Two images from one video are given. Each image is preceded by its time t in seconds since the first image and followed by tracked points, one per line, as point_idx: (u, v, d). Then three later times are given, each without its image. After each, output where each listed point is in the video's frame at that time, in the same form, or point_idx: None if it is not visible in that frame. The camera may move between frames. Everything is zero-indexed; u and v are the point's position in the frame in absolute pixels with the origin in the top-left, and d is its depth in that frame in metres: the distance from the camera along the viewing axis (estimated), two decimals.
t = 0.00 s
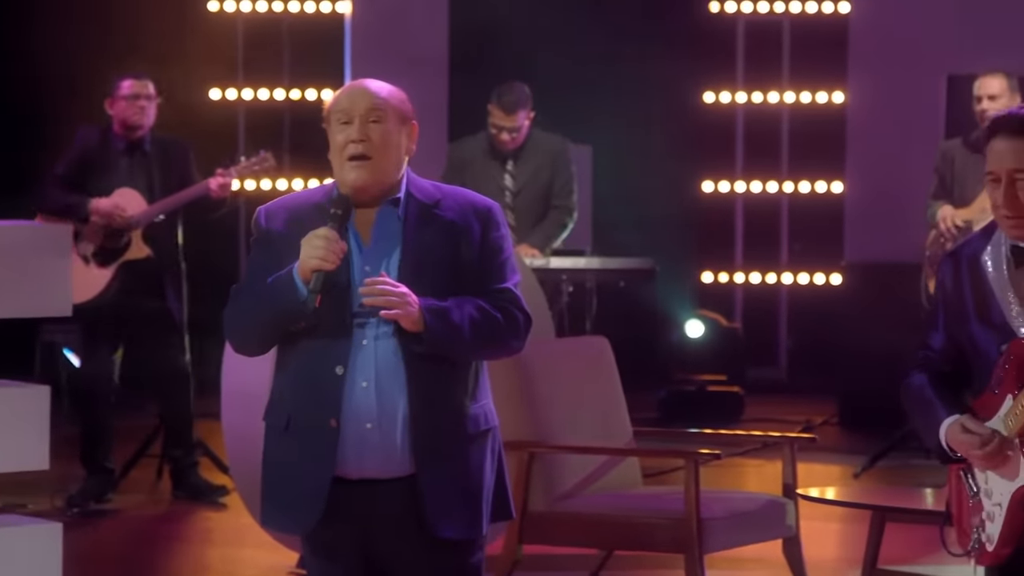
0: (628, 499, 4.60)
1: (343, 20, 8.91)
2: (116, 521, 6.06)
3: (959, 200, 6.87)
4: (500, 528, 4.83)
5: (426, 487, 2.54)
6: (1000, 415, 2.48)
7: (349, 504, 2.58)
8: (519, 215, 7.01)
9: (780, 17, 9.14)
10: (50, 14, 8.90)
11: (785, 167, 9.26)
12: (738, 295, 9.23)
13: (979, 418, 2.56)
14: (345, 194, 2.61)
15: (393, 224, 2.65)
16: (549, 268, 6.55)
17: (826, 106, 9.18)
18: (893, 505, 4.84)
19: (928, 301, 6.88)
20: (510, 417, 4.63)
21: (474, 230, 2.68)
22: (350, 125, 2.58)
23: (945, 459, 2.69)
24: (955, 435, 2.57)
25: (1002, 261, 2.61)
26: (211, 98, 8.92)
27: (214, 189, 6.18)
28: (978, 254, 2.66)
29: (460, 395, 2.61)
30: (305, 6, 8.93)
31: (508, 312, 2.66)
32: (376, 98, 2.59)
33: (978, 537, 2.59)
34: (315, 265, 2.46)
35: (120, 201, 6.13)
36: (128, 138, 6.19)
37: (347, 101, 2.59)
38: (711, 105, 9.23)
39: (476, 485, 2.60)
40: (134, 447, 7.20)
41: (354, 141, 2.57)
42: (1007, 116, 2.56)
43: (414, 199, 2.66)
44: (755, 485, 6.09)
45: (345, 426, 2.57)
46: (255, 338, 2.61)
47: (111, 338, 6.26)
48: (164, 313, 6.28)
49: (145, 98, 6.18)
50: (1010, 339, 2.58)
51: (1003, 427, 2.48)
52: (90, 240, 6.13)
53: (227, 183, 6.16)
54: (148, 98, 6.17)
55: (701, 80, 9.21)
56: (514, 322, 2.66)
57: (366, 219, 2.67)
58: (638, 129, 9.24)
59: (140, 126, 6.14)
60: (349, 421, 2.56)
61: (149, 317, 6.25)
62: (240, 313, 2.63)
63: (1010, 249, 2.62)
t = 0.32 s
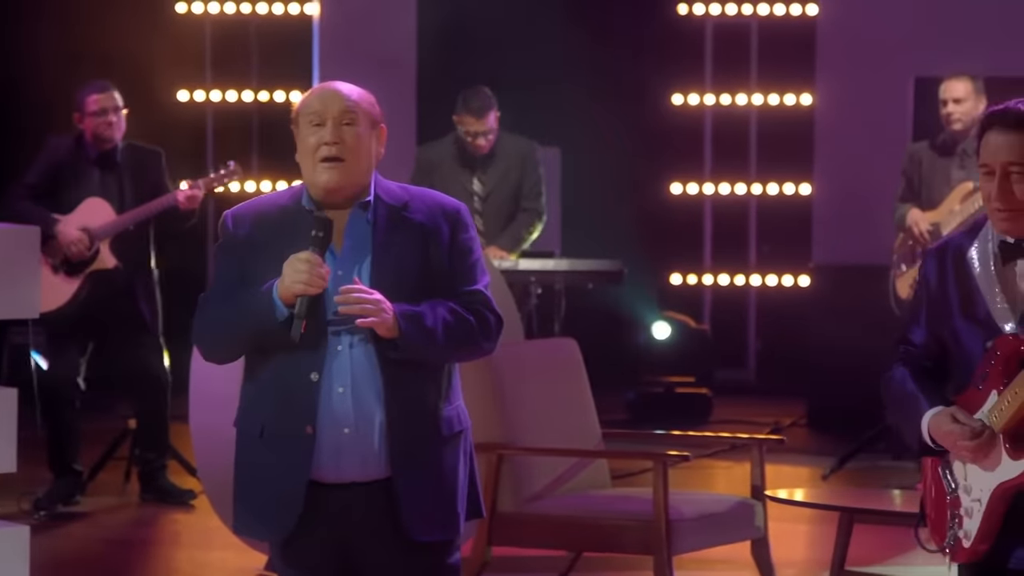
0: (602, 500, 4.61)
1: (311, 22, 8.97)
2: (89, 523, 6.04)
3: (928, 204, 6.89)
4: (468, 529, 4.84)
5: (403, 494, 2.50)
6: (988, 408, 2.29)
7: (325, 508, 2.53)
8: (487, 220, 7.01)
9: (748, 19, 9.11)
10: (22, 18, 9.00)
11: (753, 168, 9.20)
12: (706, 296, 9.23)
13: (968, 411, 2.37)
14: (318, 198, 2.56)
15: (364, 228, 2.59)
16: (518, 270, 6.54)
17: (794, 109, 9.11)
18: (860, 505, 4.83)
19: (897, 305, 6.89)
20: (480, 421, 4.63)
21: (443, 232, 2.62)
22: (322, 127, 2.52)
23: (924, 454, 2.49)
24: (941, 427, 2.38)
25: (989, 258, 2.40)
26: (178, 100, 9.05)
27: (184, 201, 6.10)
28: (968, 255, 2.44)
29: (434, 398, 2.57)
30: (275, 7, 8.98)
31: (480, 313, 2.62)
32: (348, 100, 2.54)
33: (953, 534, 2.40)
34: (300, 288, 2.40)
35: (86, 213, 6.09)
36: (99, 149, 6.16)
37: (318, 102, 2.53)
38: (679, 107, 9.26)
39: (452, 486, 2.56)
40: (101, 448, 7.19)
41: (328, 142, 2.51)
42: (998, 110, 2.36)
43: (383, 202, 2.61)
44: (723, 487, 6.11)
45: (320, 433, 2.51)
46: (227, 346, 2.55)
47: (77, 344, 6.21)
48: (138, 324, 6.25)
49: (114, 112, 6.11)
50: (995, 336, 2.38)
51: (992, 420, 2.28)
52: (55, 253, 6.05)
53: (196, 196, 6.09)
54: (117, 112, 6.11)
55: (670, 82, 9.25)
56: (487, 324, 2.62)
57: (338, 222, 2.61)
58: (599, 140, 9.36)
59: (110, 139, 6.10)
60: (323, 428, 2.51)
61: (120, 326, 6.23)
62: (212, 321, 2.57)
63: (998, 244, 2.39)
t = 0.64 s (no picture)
0: (568, 502, 4.61)
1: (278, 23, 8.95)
2: (55, 526, 6.03)
3: (894, 202, 6.93)
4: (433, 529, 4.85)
5: (388, 492, 2.40)
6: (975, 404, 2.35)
7: (313, 506, 2.44)
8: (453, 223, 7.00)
9: (714, 20, 9.17)
10: None
11: (720, 169, 9.29)
12: (673, 296, 9.30)
13: (959, 408, 2.43)
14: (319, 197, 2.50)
15: (362, 228, 2.52)
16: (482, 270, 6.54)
17: (760, 109, 9.19)
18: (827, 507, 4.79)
19: (864, 304, 7.05)
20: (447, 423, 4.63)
21: (442, 234, 2.53)
22: (325, 126, 2.47)
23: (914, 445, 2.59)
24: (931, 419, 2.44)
25: (994, 252, 2.49)
26: (145, 100, 9.00)
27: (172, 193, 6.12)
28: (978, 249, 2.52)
29: (427, 398, 2.48)
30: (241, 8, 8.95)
31: (476, 315, 2.53)
32: (351, 100, 2.49)
33: (941, 524, 2.50)
34: (293, 286, 2.35)
35: (76, 208, 6.09)
36: (89, 141, 6.17)
37: (322, 102, 2.48)
38: (647, 108, 9.24)
39: (442, 488, 2.47)
40: (68, 449, 7.18)
41: (330, 140, 2.46)
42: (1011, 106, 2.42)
43: (381, 203, 2.53)
44: (690, 487, 6.12)
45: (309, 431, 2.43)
46: (222, 343, 2.49)
47: (66, 344, 6.27)
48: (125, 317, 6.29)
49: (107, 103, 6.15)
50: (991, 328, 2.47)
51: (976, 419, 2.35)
52: (48, 248, 6.01)
53: (184, 187, 6.09)
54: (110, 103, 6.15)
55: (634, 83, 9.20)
56: (482, 326, 2.53)
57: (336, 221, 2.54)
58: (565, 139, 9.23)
59: (102, 130, 6.13)
60: (313, 426, 2.43)
61: (104, 321, 6.27)
62: (208, 318, 2.50)
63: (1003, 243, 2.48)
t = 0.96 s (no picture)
0: (534, 502, 4.57)
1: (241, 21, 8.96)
2: (22, 526, 6.02)
3: (860, 200, 6.95)
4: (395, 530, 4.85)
5: (397, 491, 2.40)
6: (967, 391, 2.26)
7: (320, 503, 2.43)
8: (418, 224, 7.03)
9: (679, 20, 9.13)
10: None
11: (685, 168, 9.28)
12: (638, 297, 9.34)
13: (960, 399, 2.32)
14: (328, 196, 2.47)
15: (370, 227, 2.51)
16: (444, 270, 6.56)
17: (726, 108, 9.17)
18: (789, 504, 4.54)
19: (828, 302, 7.06)
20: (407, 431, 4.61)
21: (451, 232, 2.53)
22: (335, 128, 2.44)
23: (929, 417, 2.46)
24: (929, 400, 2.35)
25: (1001, 250, 2.36)
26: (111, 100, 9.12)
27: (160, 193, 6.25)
28: (985, 239, 2.41)
29: (433, 398, 2.47)
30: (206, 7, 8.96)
31: (484, 314, 2.53)
32: (359, 101, 2.45)
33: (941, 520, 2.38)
34: (299, 252, 2.34)
35: (63, 203, 6.18)
36: (75, 138, 6.24)
37: (331, 103, 2.45)
38: (611, 108, 9.28)
39: (448, 488, 2.46)
40: (35, 449, 7.16)
41: (340, 142, 2.43)
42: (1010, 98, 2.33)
43: (390, 201, 2.52)
44: (655, 487, 6.12)
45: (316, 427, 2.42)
46: (233, 332, 2.48)
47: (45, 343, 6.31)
48: (108, 318, 6.30)
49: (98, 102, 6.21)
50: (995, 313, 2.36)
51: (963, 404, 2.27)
52: (34, 241, 6.12)
53: (171, 186, 6.22)
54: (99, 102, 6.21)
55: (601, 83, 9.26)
56: (490, 325, 2.53)
57: (344, 221, 2.53)
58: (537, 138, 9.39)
59: (89, 126, 6.17)
60: (320, 422, 2.42)
61: (80, 320, 6.28)
62: (220, 306, 2.49)
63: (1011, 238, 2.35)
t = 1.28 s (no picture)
0: (502, 501, 4.44)
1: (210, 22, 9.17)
2: None
3: (829, 200, 6.97)
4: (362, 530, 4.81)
5: (388, 493, 2.42)
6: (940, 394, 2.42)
7: (308, 503, 2.46)
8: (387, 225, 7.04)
9: (648, 20, 9.26)
10: None
11: (654, 169, 9.48)
12: (608, 296, 9.48)
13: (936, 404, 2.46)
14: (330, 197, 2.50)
15: (365, 229, 2.53)
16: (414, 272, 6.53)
17: (696, 108, 9.35)
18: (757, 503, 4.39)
19: (799, 302, 7.13)
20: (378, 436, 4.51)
21: (442, 235, 2.55)
22: (332, 129, 2.48)
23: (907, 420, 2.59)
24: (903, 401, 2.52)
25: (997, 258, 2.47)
26: (79, 100, 9.19)
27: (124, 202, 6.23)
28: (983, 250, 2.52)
29: (421, 399, 2.49)
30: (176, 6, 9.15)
31: (474, 316, 2.55)
32: (355, 103, 2.50)
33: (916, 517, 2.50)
34: (300, 218, 2.37)
35: (24, 212, 6.23)
36: (38, 147, 6.29)
37: (328, 104, 2.49)
38: (581, 107, 9.33)
39: (439, 489, 2.48)
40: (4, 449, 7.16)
41: (340, 144, 2.47)
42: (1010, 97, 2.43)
43: (384, 203, 2.54)
44: (624, 487, 6.11)
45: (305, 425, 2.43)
46: (223, 320, 2.47)
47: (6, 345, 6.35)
48: (69, 322, 6.36)
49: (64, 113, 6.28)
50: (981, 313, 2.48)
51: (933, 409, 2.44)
52: None
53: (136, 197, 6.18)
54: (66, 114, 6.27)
55: (573, 82, 9.29)
56: (480, 326, 2.56)
57: (340, 222, 2.55)
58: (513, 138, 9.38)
59: (54, 138, 6.24)
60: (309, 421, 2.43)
61: (42, 321, 6.33)
62: (210, 293, 2.47)
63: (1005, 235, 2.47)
